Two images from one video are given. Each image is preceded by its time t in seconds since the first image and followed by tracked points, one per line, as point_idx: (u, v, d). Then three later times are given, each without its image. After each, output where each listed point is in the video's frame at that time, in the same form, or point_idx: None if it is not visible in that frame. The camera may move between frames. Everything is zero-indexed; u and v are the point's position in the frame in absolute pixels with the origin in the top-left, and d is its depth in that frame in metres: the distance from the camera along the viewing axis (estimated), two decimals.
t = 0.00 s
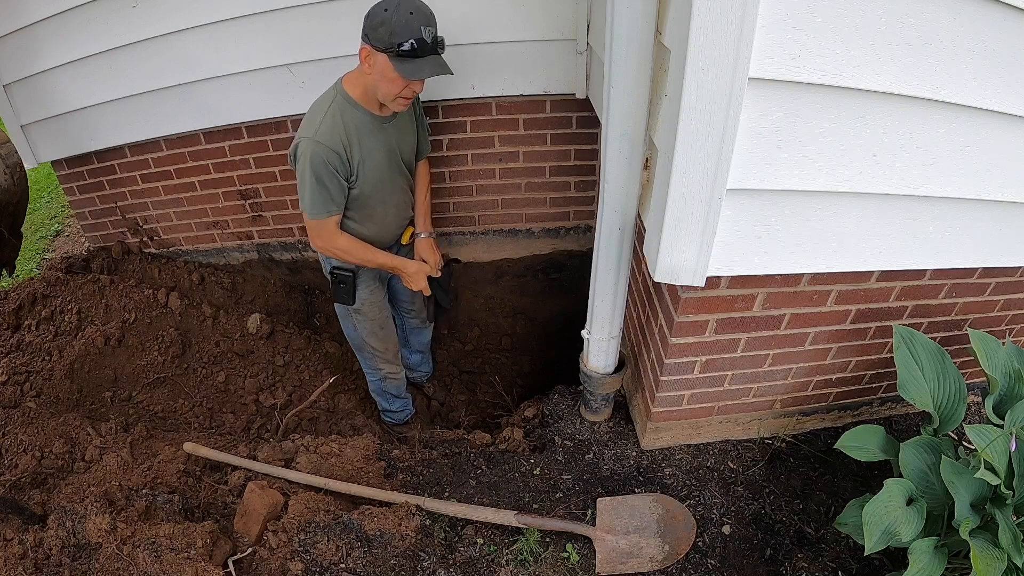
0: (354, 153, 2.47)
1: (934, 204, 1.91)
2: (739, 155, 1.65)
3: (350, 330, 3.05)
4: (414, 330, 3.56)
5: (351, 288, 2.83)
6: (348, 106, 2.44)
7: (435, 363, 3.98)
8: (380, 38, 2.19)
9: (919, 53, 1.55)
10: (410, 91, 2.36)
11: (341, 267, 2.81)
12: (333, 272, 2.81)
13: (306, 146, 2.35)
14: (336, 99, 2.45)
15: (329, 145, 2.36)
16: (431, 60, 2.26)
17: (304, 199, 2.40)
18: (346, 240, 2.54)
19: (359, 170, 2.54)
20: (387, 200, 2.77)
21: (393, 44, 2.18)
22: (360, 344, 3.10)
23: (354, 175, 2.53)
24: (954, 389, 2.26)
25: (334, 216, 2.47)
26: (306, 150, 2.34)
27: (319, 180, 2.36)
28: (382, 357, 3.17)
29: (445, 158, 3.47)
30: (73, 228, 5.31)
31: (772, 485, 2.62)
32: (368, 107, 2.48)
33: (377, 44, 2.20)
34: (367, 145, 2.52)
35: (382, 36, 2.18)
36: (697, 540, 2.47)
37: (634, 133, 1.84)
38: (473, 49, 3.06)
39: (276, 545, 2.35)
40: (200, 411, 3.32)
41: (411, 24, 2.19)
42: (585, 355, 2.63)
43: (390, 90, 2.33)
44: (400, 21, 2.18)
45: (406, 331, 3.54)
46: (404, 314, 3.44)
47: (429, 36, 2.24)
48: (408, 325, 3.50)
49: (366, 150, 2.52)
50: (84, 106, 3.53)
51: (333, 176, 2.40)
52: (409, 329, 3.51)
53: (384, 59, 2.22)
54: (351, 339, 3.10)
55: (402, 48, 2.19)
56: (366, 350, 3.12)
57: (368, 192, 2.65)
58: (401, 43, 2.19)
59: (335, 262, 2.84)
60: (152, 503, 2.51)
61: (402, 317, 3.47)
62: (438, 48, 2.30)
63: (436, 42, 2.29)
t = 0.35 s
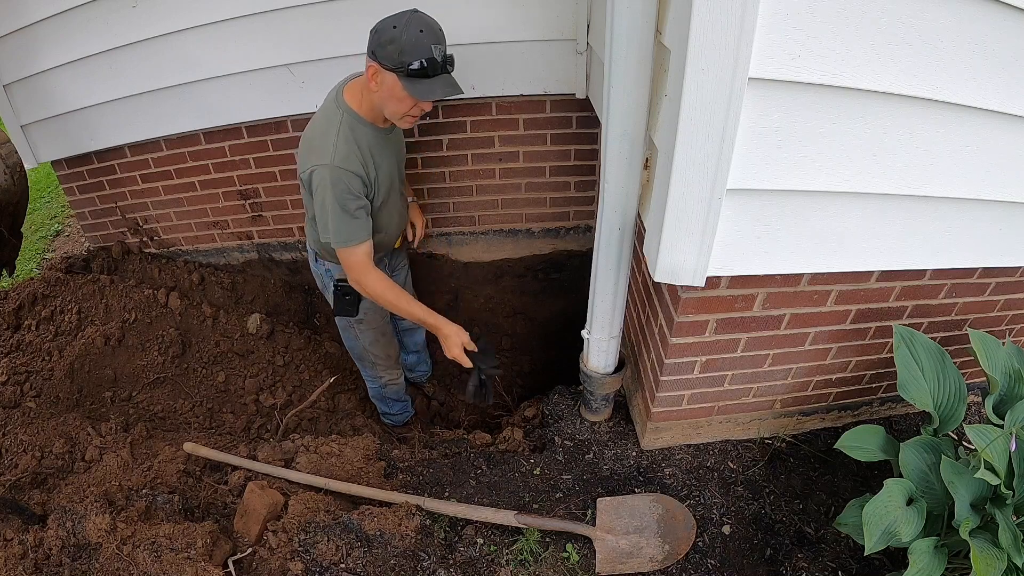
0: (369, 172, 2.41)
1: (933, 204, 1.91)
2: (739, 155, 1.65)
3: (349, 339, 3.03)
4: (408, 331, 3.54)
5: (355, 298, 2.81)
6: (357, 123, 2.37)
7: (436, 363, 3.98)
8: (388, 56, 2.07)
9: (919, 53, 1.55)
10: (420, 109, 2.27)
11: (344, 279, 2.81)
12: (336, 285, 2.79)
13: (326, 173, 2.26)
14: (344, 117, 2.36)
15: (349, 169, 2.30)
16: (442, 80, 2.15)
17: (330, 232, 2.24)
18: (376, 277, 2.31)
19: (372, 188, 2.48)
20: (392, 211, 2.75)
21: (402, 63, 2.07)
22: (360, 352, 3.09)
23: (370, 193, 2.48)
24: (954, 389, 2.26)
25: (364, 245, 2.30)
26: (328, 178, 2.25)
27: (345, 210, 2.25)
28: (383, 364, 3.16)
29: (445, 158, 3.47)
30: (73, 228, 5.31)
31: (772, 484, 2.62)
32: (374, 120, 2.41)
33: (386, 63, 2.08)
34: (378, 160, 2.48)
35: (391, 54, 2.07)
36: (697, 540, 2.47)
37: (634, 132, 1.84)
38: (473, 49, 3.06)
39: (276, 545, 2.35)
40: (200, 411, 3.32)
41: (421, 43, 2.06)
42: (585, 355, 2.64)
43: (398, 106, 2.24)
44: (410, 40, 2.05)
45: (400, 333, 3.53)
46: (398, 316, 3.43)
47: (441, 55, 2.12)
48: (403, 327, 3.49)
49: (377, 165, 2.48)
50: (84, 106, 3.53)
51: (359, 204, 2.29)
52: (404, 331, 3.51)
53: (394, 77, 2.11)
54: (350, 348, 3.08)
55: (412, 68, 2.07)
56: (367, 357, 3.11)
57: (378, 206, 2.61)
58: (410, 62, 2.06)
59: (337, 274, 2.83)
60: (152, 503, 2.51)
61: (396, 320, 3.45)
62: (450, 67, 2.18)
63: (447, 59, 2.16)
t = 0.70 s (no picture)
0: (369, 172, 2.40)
1: (933, 204, 1.91)
2: (739, 155, 1.65)
3: (353, 343, 3.03)
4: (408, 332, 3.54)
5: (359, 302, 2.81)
6: (354, 122, 2.38)
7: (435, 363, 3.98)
8: (382, 57, 2.07)
9: (919, 53, 1.55)
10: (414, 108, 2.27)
11: (348, 284, 2.81)
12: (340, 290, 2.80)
13: (331, 171, 2.22)
14: (340, 117, 2.36)
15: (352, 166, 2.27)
16: (436, 79, 2.16)
17: (343, 233, 2.11)
18: (398, 280, 2.09)
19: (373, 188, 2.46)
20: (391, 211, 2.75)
21: (396, 63, 2.07)
22: (363, 356, 3.09)
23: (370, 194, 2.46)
24: (954, 389, 2.26)
25: (379, 246, 2.14)
26: (333, 176, 2.21)
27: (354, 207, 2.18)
28: (386, 367, 3.15)
29: (446, 158, 3.47)
30: (73, 228, 5.31)
31: (772, 485, 2.62)
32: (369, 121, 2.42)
33: (380, 64, 2.08)
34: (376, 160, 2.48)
35: (384, 54, 2.06)
36: (697, 541, 2.47)
37: (634, 132, 1.84)
38: (473, 49, 3.06)
39: (276, 545, 2.35)
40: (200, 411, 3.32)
41: (415, 44, 2.06)
42: (585, 355, 2.63)
43: (392, 106, 2.24)
44: (404, 40, 2.05)
45: (401, 336, 3.53)
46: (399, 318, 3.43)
47: (434, 54, 2.12)
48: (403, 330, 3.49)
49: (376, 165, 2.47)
50: (84, 106, 3.53)
51: (371, 201, 2.21)
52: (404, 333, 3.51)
53: (388, 78, 2.11)
54: (353, 352, 3.08)
55: (406, 68, 2.08)
56: (370, 361, 3.10)
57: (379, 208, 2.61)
58: (404, 63, 2.07)
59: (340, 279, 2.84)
60: (152, 503, 2.51)
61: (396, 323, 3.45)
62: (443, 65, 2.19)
63: (440, 58, 2.17)
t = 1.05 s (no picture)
0: (349, 165, 2.35)
1: (933, 204, 1.91)
2: (739, 155, 1.65)
3: (355, 345, 3.02)
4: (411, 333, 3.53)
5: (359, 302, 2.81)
6: (339, 114, 2.33)
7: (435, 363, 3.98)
8: (361, 34, 2.09)
9: (919, 53, 1.55)
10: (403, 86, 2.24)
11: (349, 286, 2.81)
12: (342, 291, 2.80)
13: (301, 162, 2.22)
14: (325, 109, 2.32)
15: (324, 157, 2.24)
16: (418, 51, 2.17)
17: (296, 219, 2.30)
18: (336, 270, 2.43)
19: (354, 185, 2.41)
20: (386, 212, 2.67)
21: (374, 37, 2.09)
22: (364, 356, 3.08)
23: (351, 188, 2.40)
24: (954, 389, 2.26)
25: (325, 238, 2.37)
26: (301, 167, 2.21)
27: (312, 200, 2.25)
28: (387, 368, 3.14)
29: (446, 158, 3.47)
30: (73, 228, 5.31)
31: (772, 485, 2.62)
32: (358, 112, 2.36)
33: (359, 42, 2.10)
34: (362, 154, 2.40)
35: (364, 32, 2.09)
36: (697, 541, 2.47)
37: (634, 132, 1.84)
38: (473, 49, 3.06)
39: (276, 545, 2.35)
40: (200, 411, 3.32)
41: (391, 17, 2.09)
42: (585, 355, 2.64)
43: (379, 87, 2.21)
44: (380, 15, 2.09)
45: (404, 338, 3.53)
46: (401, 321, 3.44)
47: (413, 27, 2.15)
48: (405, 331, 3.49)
49: (361, 159, 2.40)
50: (84, 106, 3.53)
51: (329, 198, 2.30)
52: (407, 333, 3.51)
53: (370, 55, 2.12)
54: (355, 353, 3.06)
55: (385, 42, 2.09)
56: (371, 362, 3.09)
57: (367, 204, 2.54)
58: (384, 36, 2.09)
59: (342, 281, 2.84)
60: (152, 503, 2.51)
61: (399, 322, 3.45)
62: (422, 37, 2.21)
63: (421, 33, 2.19)
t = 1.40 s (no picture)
0: (331, 153, 2.33)
1: (933, 204, 1.91)
2: (739, 155, 1.65)
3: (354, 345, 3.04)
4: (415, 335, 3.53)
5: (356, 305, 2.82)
6: (325, 104, 2.33)
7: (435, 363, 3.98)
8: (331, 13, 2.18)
9: (919, 54, 1.55)
10: (377, 60, 2.20)
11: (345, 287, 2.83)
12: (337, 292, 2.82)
13: (281, 145, 2.22)
14: (312, 98, 2.34)
15: (304, 142, 2.23)
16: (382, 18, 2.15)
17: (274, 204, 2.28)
18: (312, 259, 2.39)
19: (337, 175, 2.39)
20: (377, 207, 2.64)
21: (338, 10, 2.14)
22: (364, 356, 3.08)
23: (335, 177, 2.39)
24: (953, 389, 2.26)
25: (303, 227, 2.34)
26: (280, 151, 2.21)
27: (288, 184, 2.23)
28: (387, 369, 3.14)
29: (446, 158, 3.47)
30: (73, 228, 5.31)
31: (772, 485, 2.62)
32: (345, 102, 2.36)
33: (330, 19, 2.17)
34: (347, 144, 2.38)
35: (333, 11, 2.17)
36: (697, 541, 2.47)
37: (634, 132, 1.84)
38: (473, 49, 3.06)
39: (276, 544, 2.35)
40: (200, 411, 3.32)
41: None
42: (585, 355, 2.64)
43: (351, 62, 2.19)
44: None
45: (406, 339, 3.53)
46: (404, 322, 3.44)
47: None
48: (408, 331, 3.49)
49: (346, 148, 2.38)
50: (84, 106, 3.53)
51: (307, 182, 2.27)
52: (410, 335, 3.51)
53: (338, 30, 2.15)
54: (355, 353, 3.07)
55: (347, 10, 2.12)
56: (370, 362, 3.09)
57: (354, 196, 2.51)
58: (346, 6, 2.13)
59: (341, 281, 2.86)
60: (153, 503, 2.51)
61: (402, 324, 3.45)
62: (391, 11, 2.21)
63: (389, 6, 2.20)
